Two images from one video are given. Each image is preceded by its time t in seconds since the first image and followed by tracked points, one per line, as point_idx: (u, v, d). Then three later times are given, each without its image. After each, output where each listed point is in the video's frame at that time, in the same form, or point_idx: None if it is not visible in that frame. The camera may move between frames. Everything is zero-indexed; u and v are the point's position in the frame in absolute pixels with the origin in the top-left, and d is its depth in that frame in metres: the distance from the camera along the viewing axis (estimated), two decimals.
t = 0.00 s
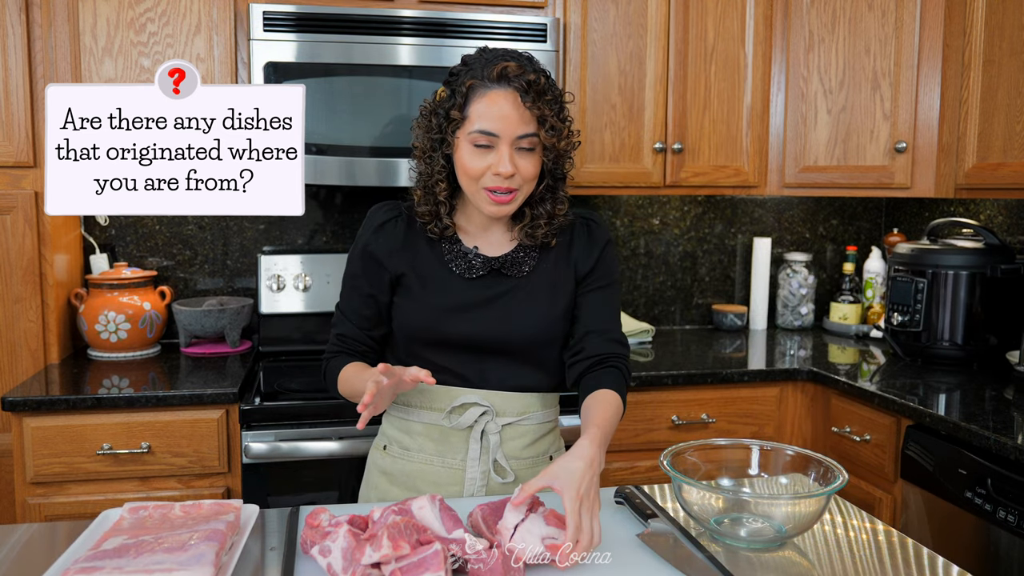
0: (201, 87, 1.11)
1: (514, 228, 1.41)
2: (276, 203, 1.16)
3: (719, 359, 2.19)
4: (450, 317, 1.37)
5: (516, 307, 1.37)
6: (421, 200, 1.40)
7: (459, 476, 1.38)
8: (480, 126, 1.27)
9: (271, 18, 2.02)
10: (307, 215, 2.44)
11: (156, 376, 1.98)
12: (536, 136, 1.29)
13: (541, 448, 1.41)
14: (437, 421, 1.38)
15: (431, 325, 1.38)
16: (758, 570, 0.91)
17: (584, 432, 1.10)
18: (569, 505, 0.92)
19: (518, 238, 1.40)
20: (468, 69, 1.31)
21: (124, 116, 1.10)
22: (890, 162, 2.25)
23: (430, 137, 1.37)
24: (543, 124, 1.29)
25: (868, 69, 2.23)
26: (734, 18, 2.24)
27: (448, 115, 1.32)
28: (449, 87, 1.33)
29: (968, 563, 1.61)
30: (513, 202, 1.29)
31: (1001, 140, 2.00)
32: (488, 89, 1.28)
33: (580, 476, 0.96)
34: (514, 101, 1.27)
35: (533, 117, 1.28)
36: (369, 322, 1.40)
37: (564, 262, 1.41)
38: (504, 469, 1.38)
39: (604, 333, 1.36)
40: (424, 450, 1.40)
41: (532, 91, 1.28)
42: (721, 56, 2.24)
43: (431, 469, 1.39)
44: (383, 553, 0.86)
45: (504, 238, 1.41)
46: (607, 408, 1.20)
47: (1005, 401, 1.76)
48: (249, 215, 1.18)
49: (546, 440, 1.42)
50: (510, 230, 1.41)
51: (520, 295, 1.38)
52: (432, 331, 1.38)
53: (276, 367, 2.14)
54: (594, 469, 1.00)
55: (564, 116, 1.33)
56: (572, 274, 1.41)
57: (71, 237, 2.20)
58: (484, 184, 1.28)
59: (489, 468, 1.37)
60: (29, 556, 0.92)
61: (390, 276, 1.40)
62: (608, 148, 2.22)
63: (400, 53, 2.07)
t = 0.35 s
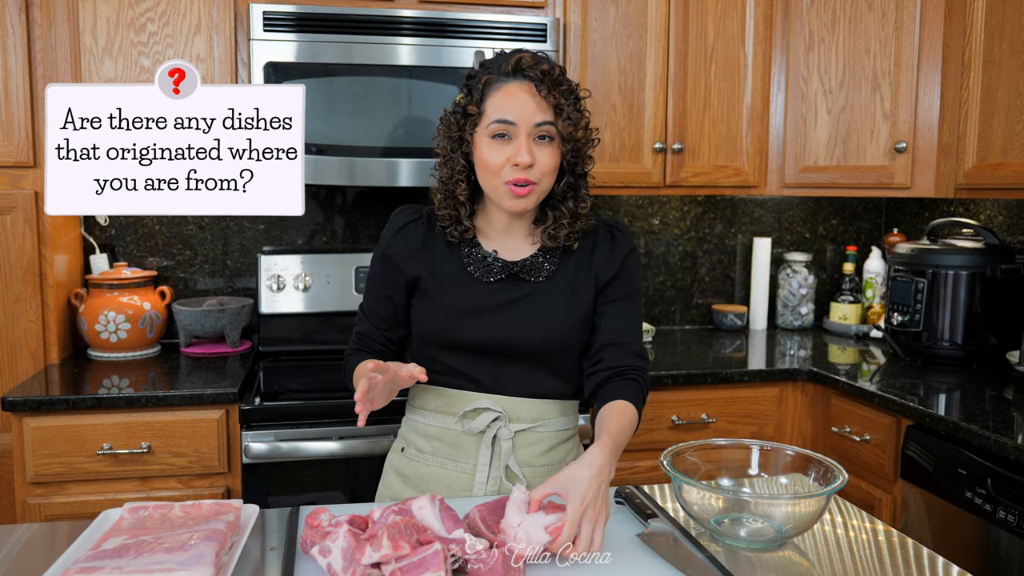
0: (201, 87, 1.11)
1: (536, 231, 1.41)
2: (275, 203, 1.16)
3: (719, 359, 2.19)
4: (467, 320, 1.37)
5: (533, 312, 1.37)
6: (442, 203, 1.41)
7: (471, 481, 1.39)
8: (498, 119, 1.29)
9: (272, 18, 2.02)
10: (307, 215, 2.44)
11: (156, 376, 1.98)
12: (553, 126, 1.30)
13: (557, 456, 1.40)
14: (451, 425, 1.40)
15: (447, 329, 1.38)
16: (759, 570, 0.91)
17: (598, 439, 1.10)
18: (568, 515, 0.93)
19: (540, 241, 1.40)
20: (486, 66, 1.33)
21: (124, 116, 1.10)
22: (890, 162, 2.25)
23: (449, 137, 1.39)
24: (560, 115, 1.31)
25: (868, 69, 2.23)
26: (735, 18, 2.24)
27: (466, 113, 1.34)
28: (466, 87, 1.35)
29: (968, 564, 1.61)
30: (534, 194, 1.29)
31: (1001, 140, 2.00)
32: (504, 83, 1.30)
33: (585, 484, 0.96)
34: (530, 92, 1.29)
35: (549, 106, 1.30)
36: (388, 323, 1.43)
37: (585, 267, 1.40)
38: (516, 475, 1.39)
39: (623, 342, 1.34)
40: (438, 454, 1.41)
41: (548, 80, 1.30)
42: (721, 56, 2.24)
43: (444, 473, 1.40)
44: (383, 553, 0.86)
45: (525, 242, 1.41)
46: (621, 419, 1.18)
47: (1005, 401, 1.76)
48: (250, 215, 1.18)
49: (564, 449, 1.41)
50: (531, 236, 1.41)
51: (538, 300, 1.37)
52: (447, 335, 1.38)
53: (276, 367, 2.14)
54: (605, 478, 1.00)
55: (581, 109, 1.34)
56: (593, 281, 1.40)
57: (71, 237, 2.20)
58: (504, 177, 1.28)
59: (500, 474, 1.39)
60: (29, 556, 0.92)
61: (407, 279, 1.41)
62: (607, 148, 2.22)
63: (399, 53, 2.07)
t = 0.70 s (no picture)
0: (201, 87, 1.11)
1: (534, 233, 1.41)
2: (275, 203, 1.16)
3: (719, 359, 2.19)
4: (464, 326, 1.37)
5: (531, 317, 1.37)
6: (438, 202, 1.41)
7: (466, 484, 1.39)
8: (496, 116, 1.29)
9: (272, 18, 2.02)
10: (307, 215, 2.44)
11: (156, 376, 1.98)
12: (553, 125, 1.30)
13: (552, 459, 1.40)
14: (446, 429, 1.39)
15: (444, 334, 1.38)
16: (758, 570, 0.91)
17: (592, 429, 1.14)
18: (587, 490, 0.96)
19: (539, 245, 1.40)
20: (486, 63, 1.33)
21: (124, 116, 1.10)
22: (890, 162, 2.25)
23: (447, 137, 1.39)
24: (560, 114, 1.31)
25: (868, 69, 2.23)
26: (735, 18, 2.24)
27: (465, 110, 1.34)
28: (465, 83, 1.35)
29: (968, 564, 1.61)
30: (530, 193, 1.29)
31: (1001, 140, 2.00)
32: (504, 79, 1.30)
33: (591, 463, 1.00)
34: (530, 90, 1.30)
35: (549, 105, 1.30)
36: (381, 324, 1.43)
37: (584, 271, 1.41)
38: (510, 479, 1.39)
39: (616, 357, 1.41)
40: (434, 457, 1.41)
41: (549, 78, 1.31)
42: (721, 56, 2.24)
43: (439, 476, 1.40)
44: (384, 553, 0.86)
45: (523, 246, 1.41)
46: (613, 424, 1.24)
47: (1005, 401, 1.76)
48: (249, 215, 1.18)
49: (559, 452, 1.41)
50: (530, 239, 1.41)
51: (537, 305, 1.38)
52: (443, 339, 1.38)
53: (276, 367, 2.14)
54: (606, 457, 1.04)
55: (581, 108, 1.34)
56: (594, 285, 1.41)
57: (71, 237, 2.20)
58: (501, 176, 1.28)
59: (496, 478, 1.39)
60: (29, 556, 0.92)
61: (401, 282, 1.40)
62: (607, 148, 2.22)
63: (399, 53, 2.07)
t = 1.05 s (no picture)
0: (202, 87, 1.11)
1: (529, 237, 1.41)
2: (275, 203, 1.16)
3: (718, 359, 2.19)
4: (458, 327, 1.37)
5: (525, 319, 1.37)
6: (433, 206, 1.41)
7: (458, 485, 1.40)
8: (485, 138, 1.26)
9: (272, 18, 2.02)
10: (307, 215, 2.44)
11: (155, 376, 1.98)
12: (543, 146, 1.27)
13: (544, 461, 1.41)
14: (439, 429, 1.40)
15: (439, 334, 1.38)
16: (758, 570, 0.91)
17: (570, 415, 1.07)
18: (553, 473, 0.89)
19: (534, 248, 1.39)
20: (476, 75, 1.30)
21: (124, 116, 1.10)
22: (890, 162, 2.25)
23: (440, 145, 1.38)
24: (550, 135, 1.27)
25: (868, 69, 2.23)
26: (734, 18, 2.24)
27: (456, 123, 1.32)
28: (456, 93, 1.33)
29: (969, 564, 1.61)
30: (521, 212, 1.29)
31: (1001, 139, 2.00)
32: (493, 97, 1.27)
33: (558, 442, 0.92)
34: (518, 111, 1.25)
35: (538, 127, 1.26)
36: (378, 323, 1.43)
37: (578, 276, 1.39)
38: (502, 481, 1.40)
39: (616, 355, 1.33)
40: (427, 456, 1.43)
41: (537, 99, 1.26)
42: (721, 56, 2.24)
43: (431, 476, 1.41)
44: (384, 553, 0.86)
45: (518, 248, 1.40)
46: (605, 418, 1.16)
47: (1005, 401, 1.76)
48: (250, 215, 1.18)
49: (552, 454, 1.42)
50: (525, 241, 1.41)
51: (531, 306, 1.37)
52: (439, 341, 1.38)
53: (276, 367, 2.14)
54: (583, 437, 0.96)
55: (574, 124, 1.30)
56: (588, 288, 1.39)
57: (71, 237, 2.20)
58: (491, 195, 1.28)
59: (487, 479, 1.39)
60: (28, 556, 0.92)
61: (397, 280, 1.41)
62: (608, 148, 2.22)
63: (400, 53, 2.07)
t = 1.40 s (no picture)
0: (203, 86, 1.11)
1: (523, 231, 1.40)
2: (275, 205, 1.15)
3: (719, 359, 2.19)
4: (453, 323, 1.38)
5: (519, 316, 1.37)
6: (430, 202, 1.42)
7: (454, 483, 1.39)
8: (479, 118, 1.29)
9: (271, 18, 2.02)
10: (307, 215, 2.44)
11: (155, 376, 1.98)
12: (534, 126, 1.30)
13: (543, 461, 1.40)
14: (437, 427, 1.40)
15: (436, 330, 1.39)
16: (759, 570, 0.91)
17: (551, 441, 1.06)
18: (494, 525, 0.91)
19: (527, 244, 1.40)
20: (470, 63, 1.34)
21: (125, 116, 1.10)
22: (890, 162, 2.25)
23: (435, 136, 1.41)
24: (541, 114, 1.30)
25: (868, 69, 2.23)
26: (734, 18, 2.24)
27: (451, 110, 1.36)
28: (452, 83, 1.37)
29: (969, 564, 1.61)
30: (514, 191, 1.29)
31: (1001, 140, 2.00)
32: (486, 80, 1.31)
33: (510, 497, 0.93)
34: (511, 90, 1.29)
35: (530, 105, 1.30)
36: (389, 322, 1.42)
37: (570, 271, 1.39)
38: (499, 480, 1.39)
39: (605, 339, 1.27)
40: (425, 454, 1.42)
41: (529, 78, 1.30)
42: (721, 56, 2.24)
43: (428, 473, 1.40)
44: (383, 553, 0.86)
45: (513, 242, 1.41)
46: (592, 421, 1.13)
47: (1005, 401, 1.76)
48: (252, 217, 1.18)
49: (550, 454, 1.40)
50: (518, 235, 1.41)
51: (525, 303, 1.37)
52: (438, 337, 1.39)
53: (276, 367, 2.14)
54: (547, 487, 0.95)
55: (565, 107, 1.34)
56: (579, 283, 1.38)
57: (71, 237, 2.20)
58: (484, 173, 1.28)
59: (484, 478, 1.38)
60: (28, 556, 0.92)
61: (399, 277, 1.43)
62: (608, 148, 2.22)
63: (400, 53, 2.07)
